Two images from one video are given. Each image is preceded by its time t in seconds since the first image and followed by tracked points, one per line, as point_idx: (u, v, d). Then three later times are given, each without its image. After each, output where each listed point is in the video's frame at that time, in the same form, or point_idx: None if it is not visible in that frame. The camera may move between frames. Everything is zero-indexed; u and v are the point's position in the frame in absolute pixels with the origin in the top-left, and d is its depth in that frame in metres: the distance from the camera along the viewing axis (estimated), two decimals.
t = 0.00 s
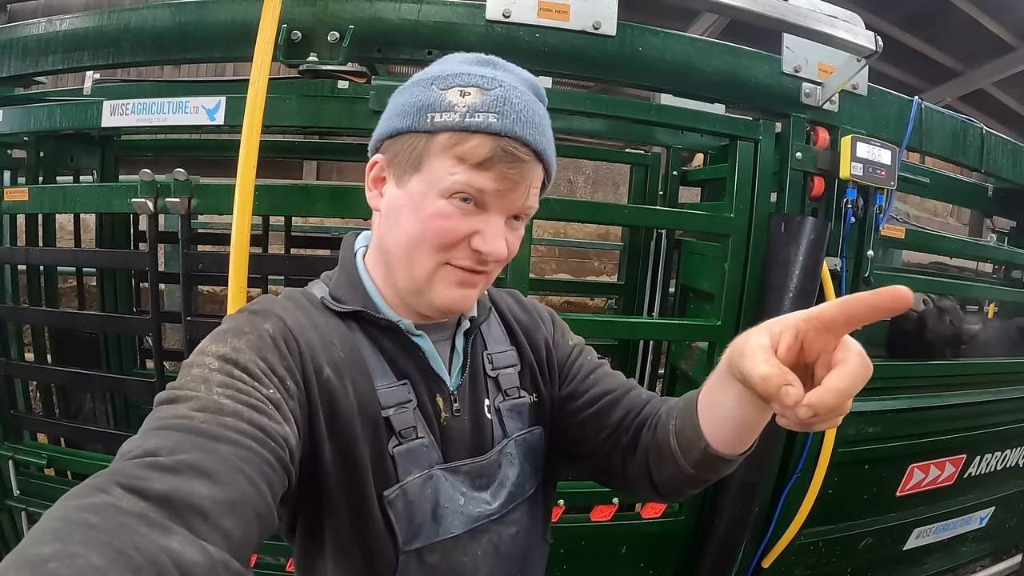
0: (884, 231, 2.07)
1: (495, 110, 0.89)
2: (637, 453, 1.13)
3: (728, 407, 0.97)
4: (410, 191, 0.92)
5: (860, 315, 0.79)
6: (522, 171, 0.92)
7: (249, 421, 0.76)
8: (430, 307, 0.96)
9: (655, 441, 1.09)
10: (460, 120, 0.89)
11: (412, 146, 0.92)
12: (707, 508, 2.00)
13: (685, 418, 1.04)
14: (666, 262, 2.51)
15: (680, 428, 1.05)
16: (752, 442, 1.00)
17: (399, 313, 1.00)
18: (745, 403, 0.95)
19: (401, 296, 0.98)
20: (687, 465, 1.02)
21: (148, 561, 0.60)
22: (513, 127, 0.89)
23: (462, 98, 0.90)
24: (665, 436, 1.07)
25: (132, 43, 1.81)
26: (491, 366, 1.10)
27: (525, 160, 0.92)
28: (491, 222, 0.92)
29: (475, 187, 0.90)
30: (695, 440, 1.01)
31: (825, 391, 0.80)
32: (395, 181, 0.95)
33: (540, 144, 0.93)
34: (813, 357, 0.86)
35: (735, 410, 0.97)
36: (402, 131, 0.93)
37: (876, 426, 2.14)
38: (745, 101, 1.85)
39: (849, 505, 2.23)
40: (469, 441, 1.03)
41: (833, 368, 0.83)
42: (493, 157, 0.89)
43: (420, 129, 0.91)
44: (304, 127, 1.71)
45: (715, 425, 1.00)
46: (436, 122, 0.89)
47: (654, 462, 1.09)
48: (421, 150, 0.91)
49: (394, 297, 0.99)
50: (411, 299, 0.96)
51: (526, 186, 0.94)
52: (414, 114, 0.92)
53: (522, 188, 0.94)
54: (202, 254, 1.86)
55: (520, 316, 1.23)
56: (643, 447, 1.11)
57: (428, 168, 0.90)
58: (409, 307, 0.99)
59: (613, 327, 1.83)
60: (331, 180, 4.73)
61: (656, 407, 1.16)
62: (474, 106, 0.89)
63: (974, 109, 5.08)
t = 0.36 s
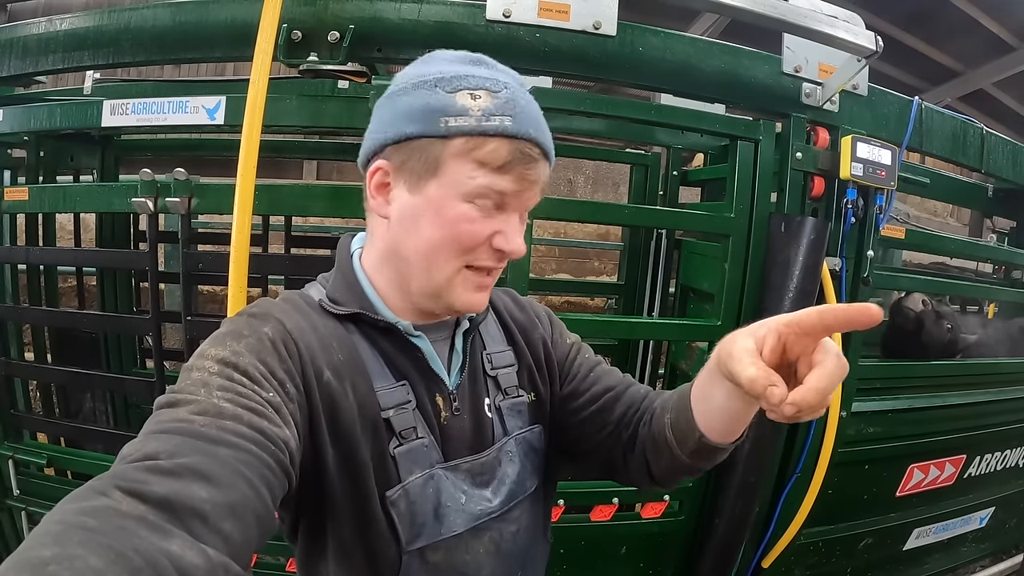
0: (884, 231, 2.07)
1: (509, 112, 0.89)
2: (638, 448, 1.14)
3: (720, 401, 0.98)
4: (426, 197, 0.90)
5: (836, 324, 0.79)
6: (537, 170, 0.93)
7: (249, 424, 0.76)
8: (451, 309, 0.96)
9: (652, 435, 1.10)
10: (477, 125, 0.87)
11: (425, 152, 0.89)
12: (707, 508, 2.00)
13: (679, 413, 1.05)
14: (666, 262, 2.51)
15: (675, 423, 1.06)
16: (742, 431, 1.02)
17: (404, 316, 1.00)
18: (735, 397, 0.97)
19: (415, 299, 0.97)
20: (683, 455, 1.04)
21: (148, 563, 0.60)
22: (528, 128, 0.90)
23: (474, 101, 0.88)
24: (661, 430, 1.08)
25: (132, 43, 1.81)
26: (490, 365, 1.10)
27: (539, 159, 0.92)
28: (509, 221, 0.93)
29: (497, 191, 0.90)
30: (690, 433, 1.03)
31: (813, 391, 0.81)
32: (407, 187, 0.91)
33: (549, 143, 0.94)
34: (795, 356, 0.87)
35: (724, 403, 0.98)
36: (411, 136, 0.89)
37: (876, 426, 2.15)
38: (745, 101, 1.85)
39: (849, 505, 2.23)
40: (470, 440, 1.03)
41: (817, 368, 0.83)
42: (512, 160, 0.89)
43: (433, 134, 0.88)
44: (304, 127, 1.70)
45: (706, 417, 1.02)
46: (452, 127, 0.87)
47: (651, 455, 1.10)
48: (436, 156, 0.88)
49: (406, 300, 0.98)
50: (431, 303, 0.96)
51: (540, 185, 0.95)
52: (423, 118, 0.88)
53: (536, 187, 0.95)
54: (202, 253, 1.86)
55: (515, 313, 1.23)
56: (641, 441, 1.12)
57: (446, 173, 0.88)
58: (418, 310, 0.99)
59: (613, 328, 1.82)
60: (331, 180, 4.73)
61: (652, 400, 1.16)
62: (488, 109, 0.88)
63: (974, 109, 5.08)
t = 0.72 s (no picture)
0: (884, 231, 2.07)
1: (515, 111, 0.94)
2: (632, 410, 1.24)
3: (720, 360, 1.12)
4: (454, 206, 0.92)
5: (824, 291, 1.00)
6: (541, 159, 1.00)
7: (245, 426, 0.76)
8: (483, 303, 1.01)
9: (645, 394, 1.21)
10: (495, 127, 0.91)
11: (448, 165, 0.90)
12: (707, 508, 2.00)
13: (671, 371, 1.17)
14: (665, 262, 2.51)
15: (669, 382, 1.18)
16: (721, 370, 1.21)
17: (423, 315, 1.03)
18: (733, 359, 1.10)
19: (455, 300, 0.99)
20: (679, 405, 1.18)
21: (143, 565, 0.60)
22: (532, 123, 0.96)
23: (484, 105, 0.91)
24: (654, 390, 1.20)
25: (132, 43, 1.81)
26: (492, 359, 1.10)
27: (540, 149, 0.99)
28: (527, 211, 0.99)
29: (518, 186, 0.95)
30: (687, 388, 1.16)
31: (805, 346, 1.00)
32: (432, 200, 0.92)
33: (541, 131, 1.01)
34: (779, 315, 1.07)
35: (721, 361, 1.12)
36: (432, 151, 0.89)
37: (875, 426, 2.15)
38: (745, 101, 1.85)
39: (849, 505, 2.23)
40: (474, 434, 1.04)
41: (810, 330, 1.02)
42: (525, 155, 0.96)
43: (454, 143, 0.89)
44: (304, 127, 1.70)
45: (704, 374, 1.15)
46: (472, 134, 0.90)
47: (646, 412, 1.22)
48: (459, 165, 0.90)
49: (433, 300, 1.00)
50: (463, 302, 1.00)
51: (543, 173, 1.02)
52: (441, 131, 0.89)
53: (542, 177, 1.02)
54: (202, 253, 1.86)
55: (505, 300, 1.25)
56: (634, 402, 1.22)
57: (473, 181, 0.91)
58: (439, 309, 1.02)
59: (613, 328, 1.82)
60: (331, 180, 4.74)
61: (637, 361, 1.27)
62: (498, 110, 0.92)
63: (974, 109, 5.08)
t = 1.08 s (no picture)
0: (884, 231, 2.07)
1: (514, 120, 0.94)
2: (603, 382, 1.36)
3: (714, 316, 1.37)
4: (451, 218, 0.92)
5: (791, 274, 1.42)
6: (537, 169, 1.00)
7: (243, 432, 0.76)
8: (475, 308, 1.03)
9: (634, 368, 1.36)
10: (495, 140, 0.91)
11: (446, 177, 0.90)
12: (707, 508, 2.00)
13: (659, 348, 1.36)
14: (665, 262, 2.51)
15: (657, 358, 1.36)
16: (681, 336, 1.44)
17: (424, 316, 1.04)
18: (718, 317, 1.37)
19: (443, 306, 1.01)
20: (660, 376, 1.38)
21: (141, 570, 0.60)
22: (531, 134, 0.96)
23: (484, 114, 0.90)
24: (639, 365, 1.36)
25: (131, 43, 1.81)
26: (493, 355, 1.11)
27: (536, 158, 1.00)
28: (521, 218, 1.01)
29: (515, 199, 0.96)
30: (671, 362, 1.37)
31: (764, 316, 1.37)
32: (427, 210, 0.92)
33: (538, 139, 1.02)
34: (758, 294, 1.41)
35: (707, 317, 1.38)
36: (430, 162, 0.88)
37: (875, 426, 2.15)
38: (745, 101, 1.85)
39: (849, 504, 2.23)
40: (478, 430, 1.04)
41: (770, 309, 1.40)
42: (522, 166, 0.96)
43: (453, 155, 0.89)
44: (304, 127, 1.70)
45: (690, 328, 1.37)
46: (471, 145, 0.89)
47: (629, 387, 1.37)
48: (457, 177, 0.90)
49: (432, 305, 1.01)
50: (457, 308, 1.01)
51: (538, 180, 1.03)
52: (440, 141, 0.88)
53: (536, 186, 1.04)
54: (202, 253, 1.86)
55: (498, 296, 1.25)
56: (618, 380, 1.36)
57: (470, 193, 0.92)
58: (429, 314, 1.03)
59: (613, 328, 1.82)
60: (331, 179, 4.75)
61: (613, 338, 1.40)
62: (498, 120, 0.92)
63: (973, 109, 5.09)
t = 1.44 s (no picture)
0: (884, 230, 2.07)
1: (519, 123, 0.94)
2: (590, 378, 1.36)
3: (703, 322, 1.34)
4: (461, 226, 0.93)
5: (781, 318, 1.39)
6: (542, 169, 1.01)
7: (244, 431, 0.76)
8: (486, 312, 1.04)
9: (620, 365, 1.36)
10: (502, 145, 0.91)
11: (456, 185, 0.90)
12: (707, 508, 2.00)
13: (645, 347, 1.36)
14: (665, 262, 2.51)
15: (642, 357, 1.36)
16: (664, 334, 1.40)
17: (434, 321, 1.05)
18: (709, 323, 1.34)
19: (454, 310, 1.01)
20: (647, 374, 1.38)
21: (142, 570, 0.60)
22: (536, 135, 0.96)
23: (490, 119, 0.90)
24: (625, 363, 1.36)
25: (131, 43, 1.81)
26: (493, 356, 1.11)
27: (541, 158, 1.00)
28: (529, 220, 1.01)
29: (523, 203, 0.97)
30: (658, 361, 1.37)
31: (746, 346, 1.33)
32: (437, 219, 0.92)
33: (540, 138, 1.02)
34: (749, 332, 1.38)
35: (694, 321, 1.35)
36: (440, 172, 0.89)
37: (875, 426, 2.15)
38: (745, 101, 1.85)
39: (849, 504, 2.23)
40: (478, 431, 1.04)
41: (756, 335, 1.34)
42: (529, 169, 0.96)
43: (461, 163, 0.89)
44: (304, 127, 1.70)
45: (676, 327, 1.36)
46: (479, 152, 0.89)
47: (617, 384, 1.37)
48: (466, 186, 0.90)
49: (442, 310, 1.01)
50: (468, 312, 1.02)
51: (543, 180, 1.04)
52: (448, 150, 0.88)
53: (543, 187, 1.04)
54: (202, 253, 1.86)
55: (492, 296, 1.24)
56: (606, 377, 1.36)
57: (480, 200, 0.92)
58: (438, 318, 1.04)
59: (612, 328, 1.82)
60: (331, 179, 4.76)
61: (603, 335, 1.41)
62: (503, 124, 0.91)
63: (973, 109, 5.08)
